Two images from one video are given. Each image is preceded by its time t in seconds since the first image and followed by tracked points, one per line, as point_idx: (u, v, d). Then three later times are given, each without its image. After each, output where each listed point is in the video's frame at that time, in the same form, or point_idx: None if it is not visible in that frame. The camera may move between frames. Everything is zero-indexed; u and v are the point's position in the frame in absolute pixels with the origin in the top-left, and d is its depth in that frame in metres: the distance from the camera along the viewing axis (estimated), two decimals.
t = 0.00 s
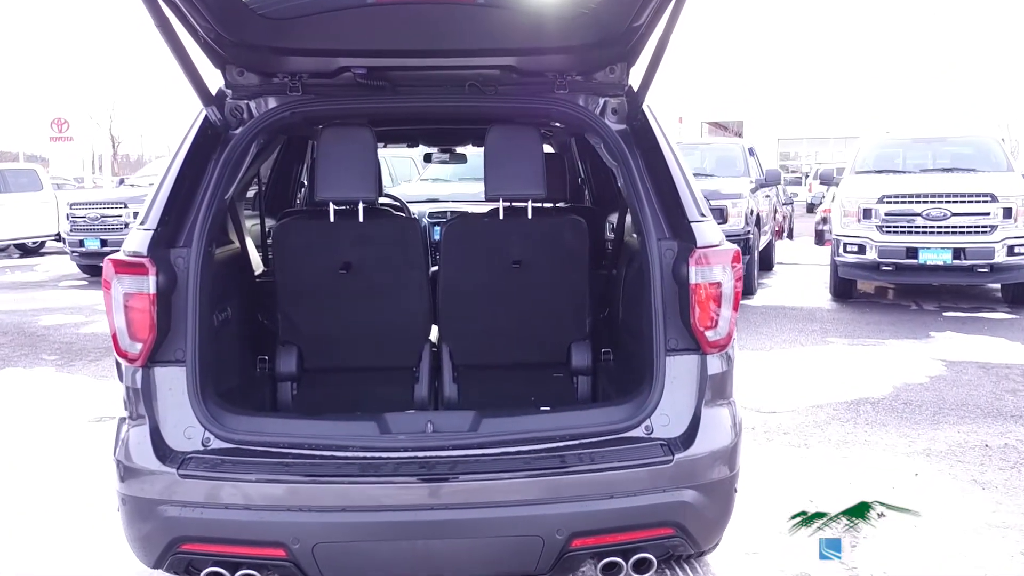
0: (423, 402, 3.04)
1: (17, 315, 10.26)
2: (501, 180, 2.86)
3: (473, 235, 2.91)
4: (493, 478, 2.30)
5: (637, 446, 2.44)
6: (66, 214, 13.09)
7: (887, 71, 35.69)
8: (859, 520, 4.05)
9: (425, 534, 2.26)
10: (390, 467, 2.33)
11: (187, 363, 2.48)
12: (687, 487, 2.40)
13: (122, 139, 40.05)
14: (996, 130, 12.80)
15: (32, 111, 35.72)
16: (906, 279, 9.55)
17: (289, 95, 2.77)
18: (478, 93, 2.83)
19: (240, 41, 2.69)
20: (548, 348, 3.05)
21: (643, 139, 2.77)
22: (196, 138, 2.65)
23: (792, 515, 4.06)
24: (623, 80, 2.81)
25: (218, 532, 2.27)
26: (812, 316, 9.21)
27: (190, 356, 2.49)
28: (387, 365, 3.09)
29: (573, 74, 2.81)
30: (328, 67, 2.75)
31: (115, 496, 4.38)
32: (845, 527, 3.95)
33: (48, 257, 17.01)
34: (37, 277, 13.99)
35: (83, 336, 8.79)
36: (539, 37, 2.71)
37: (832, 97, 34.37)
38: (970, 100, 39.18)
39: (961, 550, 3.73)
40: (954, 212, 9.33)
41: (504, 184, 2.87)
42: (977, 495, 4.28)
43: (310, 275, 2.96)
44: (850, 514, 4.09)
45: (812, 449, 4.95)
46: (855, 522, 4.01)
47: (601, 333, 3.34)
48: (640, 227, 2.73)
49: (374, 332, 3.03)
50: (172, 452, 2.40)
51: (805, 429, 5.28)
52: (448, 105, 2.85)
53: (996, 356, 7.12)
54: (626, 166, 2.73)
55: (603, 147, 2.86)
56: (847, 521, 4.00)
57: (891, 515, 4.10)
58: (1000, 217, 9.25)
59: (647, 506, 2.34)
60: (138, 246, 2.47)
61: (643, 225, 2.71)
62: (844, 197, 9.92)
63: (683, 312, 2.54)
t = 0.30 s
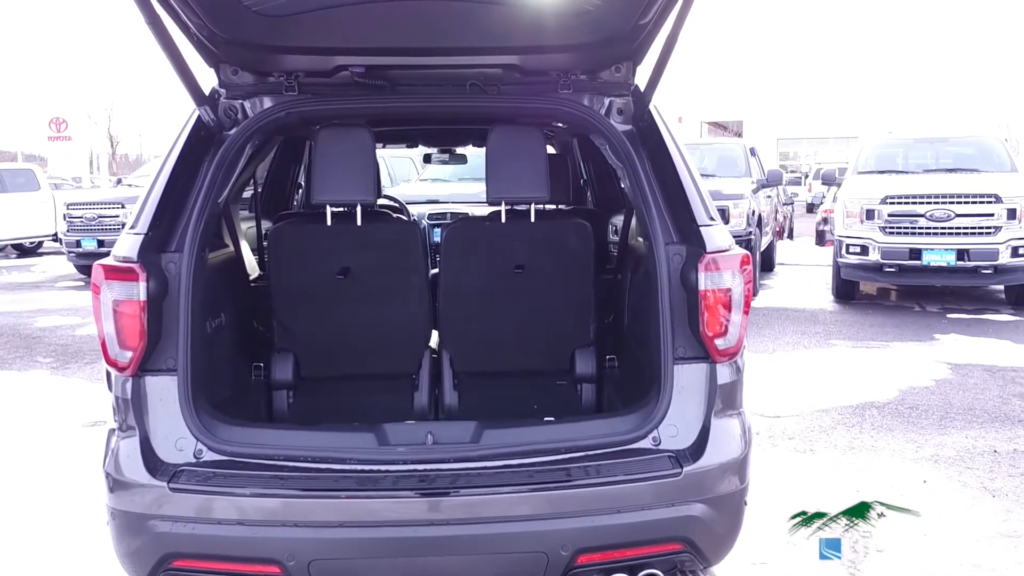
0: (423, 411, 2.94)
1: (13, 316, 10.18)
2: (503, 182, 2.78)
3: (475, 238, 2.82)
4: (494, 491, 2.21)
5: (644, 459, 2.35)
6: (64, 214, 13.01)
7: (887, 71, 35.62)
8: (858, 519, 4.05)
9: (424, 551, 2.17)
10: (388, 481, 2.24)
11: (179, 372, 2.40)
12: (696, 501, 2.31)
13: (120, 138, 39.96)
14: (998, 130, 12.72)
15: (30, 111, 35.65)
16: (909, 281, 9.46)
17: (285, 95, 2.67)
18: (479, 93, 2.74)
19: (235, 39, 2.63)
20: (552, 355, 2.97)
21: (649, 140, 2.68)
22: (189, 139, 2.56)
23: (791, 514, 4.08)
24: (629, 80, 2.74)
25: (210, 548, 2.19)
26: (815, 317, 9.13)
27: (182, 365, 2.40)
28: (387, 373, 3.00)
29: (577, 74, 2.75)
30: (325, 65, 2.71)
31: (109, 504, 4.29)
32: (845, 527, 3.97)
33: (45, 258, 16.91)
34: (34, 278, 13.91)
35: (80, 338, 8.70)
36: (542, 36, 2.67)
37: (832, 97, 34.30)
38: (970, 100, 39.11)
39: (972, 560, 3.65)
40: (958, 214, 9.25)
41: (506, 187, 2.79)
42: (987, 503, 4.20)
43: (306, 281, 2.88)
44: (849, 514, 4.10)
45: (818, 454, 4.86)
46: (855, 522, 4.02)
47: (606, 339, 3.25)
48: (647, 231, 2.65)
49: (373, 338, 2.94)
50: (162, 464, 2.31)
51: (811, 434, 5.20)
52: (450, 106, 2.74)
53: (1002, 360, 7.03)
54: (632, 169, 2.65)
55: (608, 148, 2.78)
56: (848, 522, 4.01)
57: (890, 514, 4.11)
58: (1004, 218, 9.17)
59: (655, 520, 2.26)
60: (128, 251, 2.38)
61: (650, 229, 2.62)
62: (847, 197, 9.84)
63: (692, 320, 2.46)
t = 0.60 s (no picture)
0: (426, 419, 2.89)
1: (9, 317, 10.10)
2: (507, 186, 2.70)
3: (477, 242, 2.75)
4: (498, 506, 2.13)
5: (653, 472, 2.28)
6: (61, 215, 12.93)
7: (887, 70, 35.54)
8: (858, 519, 4.06)
9: (425, 569, 2.09)
10: (388, 496, 2.17)
11: (172, 382, 2.32)
12: (706, 516, 2.23)
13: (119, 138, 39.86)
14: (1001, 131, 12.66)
15: (28, 110, 35.56)
16: (912, 282, 9.38)
17: (281, 95, 2.60)
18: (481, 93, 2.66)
19: (229, 38, 2.54)
20: (556, 363, 2.89)
21: (657, 141, 2.60)
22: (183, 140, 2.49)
23: (791, 514, 4.10)
24: (636, 80, 2.65)
25: (203, 565, 2.10)
26: (818, 319, 9.05)
27: (175, 375, 2.32)
28: (386, 381, 2.93)
29: (583, 74, 2.66)
30: (323, 65, 2.62)
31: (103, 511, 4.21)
32: (845, 527, 3.98)
33: (42, 258, 16.82)
34: (31, 279, 13.83)
35: (76, 340, 8.62)
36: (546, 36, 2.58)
37: (831, 96, 34.18)
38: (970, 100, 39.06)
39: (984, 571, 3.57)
40: (962, 215, 9.18)
41: (510, 190, 2.71)
42: (998, 511, 4.13)
43: (303, 287, 2.80)
44: (849, 515, 4.11)
45: (824, 461, 4.78)
46: (855, 522, 4.02)
47: (610, 346, 3.18)
48: (655, 236, 2.57)
49: (371, 345, 2.86)
50: (154, 477, 2.23)
51: (817, 440, 5.13)
52: (451, 106, 2.67)
53: (1009, 363, 6.96)
54: (640, 172, 2.57)
55: (614, 150, 2.70)
56: (847, 521, 4.03)
57: (890, 514, 4.11)
58: (1008, 219, 9.10)
59: (664, 536, 2.17)
60: (119, 256, 2.29)
61: (658, 233, 2.54)
62: (850, 198, 9.76)
63: (701, 328, 2.38)
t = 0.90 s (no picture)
0: (427, 426, 2.85)
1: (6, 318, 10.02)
2: (510, 187, 2.63)
3: (480, 245, 2.67)
4: (502, 520, 2.06)
5: (662, 483, 2.20)
6: (58, 214, 12.85)
7: (887, 70, 35.48)
8: (859, 520, 4.05)
9: None
10: (389, 508, 2.09)
11: (166, 390, 2.25)
12: (717, 528, 2.16)
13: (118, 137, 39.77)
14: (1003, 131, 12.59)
15: (27, 109, 35.48)
16: (914, 284, 9.29)
17: (280, 93, 2.53)
18: (484, 92, 2.59)
19: (225, 35, 2.45)
20: (562, 369, 2.82)
21: (666, 141, 2.52)
22: (177, 140, 2.41)
23: (791, 514, 4.10)
24: (644, 78, 2.60)
25: None
26: (821, 321, 8.98)
27: (169, 383, 2.25)
28: (387, 388, 2.85)
29: (588, 71, 2.62)
30: (322, 63, 2.60)
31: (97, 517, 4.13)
32: (845, 528, 3.97)
33: (40, 258, 16.74)
34: (29, 279, 13.75)
35: (73, 341, 8.54)
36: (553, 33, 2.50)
37: (831, 96, 34.12)
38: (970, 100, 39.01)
39: None
40: (966, 215, 9.11)
41: (514, 191, 2.63)
42: (1008, 518, 4.06)
43: (301, 291, 2.73)
44: (850, 515, 4.10)
45: (831, 465, 4.71)
46: (856, 523, 4.02)
47: (616, 351, 3.11)
48: (664, 238, 2.50)
49: (371, 351, 2.79)
50: (147, 489, 2.16)
51: (822, 444, 5.05)
52: (454, 106, 2.59)
53: (1015, 365, 6.89)
54: (648, 172, 2.49)
55: (621, 150, 2.63)
56: (847, 521, 4.03)
57: (890, 515, 4.11)
58: (1013, 220, 9.03)
59: (675, 550, 2.10)
60: (111, 260, 2.22)
61: (667, 236, 2.47)
62: (853, 198, 9.69)
63: (712, 334, 2.31)
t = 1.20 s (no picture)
0: (428, 430, 2.79)
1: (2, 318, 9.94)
2: (514, 185, 2.56)
3: (482, 245, 2.60)
4: (506, 530, 1.98)
5: (672, 492, 2.13)
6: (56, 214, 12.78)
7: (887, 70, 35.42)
8: (858, 520, 4.04)
9: None
10: (389, 518, 2.02)
11: (158, 395, 2.17)
12: (729, 538, 2.08)
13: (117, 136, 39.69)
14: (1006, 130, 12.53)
15: (25, 108, 35.39)
16: (918, 284, 9.16)
17: (276, 89, 2.45)
18: (488, 88, 2.52)
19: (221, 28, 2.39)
20: (566, 373, 2.75)
21: (674, 138, 2.44)
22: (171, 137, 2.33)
23: (791, 514, 4.08)
24: (652, 74, 2.51)
25: None
26: (824, 321, 8.90)
27: (161, 387, 2.18)
28: (387, 392, 2.78)
29: (593, 67, 2.54)
30: (320, 58, 2.54)
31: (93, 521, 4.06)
32: (845, 527, 3.94)
33: (38, 258, 16.66)
34: (27, 278, 13.68)
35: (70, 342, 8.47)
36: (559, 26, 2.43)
37: (832, 96, 34.06)
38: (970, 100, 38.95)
39: None
40: (970, 215, 9.04)
41: (518, 190, 2.56)
42: (1020, 522, 3.99)
43: (299, 292, 2.65)
44: (849, 515, 4.08)
45: (837, 468, 4.64)
46: (855, 522, 4.00)
47: (623, 353, 3.03)
48: (672, 238, 2.42)
49: (371, 354, 2.72)
50: (139, 497, 2.09)
51: (829, 447, 4.98)
52: (457, 102, 2.50)
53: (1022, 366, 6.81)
54: (656, 170, 2.42)
55: (628, 147, 2.56)
56: (847, 521, 4.01)
57: (889, 514, 4.10)
58: (1017, 219, 8.96)
59: (685, 561, 2.02)
60: (102, 260, 2.14)
61: (675, 235, 2.39)
62: (856, 198, 9.62)
63: (723, 337, 2.23)
